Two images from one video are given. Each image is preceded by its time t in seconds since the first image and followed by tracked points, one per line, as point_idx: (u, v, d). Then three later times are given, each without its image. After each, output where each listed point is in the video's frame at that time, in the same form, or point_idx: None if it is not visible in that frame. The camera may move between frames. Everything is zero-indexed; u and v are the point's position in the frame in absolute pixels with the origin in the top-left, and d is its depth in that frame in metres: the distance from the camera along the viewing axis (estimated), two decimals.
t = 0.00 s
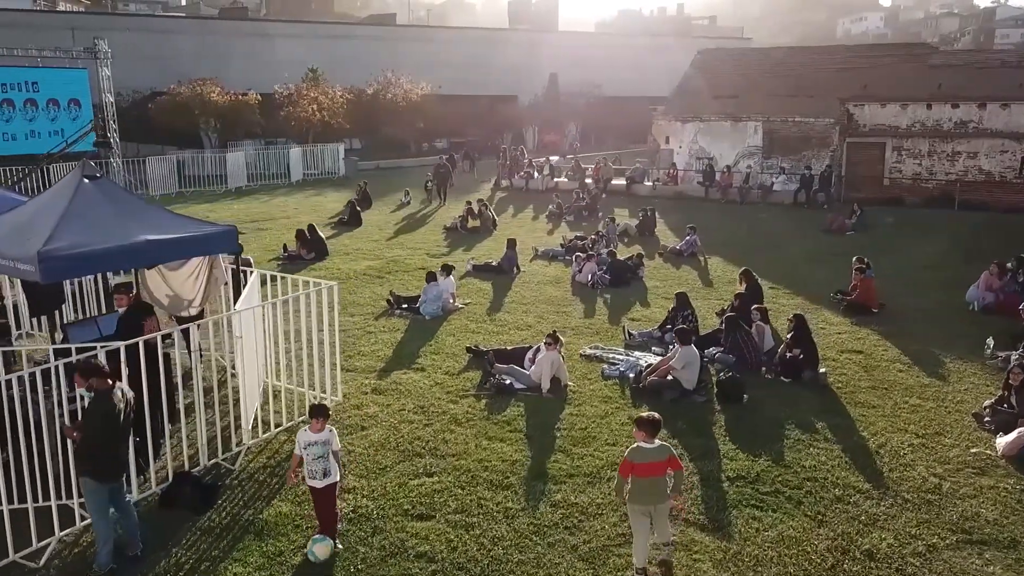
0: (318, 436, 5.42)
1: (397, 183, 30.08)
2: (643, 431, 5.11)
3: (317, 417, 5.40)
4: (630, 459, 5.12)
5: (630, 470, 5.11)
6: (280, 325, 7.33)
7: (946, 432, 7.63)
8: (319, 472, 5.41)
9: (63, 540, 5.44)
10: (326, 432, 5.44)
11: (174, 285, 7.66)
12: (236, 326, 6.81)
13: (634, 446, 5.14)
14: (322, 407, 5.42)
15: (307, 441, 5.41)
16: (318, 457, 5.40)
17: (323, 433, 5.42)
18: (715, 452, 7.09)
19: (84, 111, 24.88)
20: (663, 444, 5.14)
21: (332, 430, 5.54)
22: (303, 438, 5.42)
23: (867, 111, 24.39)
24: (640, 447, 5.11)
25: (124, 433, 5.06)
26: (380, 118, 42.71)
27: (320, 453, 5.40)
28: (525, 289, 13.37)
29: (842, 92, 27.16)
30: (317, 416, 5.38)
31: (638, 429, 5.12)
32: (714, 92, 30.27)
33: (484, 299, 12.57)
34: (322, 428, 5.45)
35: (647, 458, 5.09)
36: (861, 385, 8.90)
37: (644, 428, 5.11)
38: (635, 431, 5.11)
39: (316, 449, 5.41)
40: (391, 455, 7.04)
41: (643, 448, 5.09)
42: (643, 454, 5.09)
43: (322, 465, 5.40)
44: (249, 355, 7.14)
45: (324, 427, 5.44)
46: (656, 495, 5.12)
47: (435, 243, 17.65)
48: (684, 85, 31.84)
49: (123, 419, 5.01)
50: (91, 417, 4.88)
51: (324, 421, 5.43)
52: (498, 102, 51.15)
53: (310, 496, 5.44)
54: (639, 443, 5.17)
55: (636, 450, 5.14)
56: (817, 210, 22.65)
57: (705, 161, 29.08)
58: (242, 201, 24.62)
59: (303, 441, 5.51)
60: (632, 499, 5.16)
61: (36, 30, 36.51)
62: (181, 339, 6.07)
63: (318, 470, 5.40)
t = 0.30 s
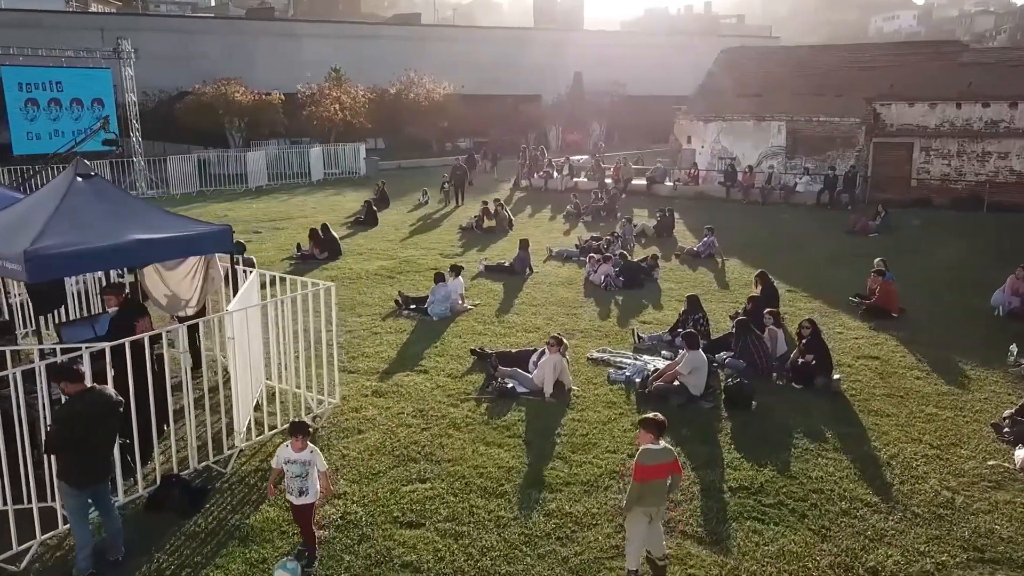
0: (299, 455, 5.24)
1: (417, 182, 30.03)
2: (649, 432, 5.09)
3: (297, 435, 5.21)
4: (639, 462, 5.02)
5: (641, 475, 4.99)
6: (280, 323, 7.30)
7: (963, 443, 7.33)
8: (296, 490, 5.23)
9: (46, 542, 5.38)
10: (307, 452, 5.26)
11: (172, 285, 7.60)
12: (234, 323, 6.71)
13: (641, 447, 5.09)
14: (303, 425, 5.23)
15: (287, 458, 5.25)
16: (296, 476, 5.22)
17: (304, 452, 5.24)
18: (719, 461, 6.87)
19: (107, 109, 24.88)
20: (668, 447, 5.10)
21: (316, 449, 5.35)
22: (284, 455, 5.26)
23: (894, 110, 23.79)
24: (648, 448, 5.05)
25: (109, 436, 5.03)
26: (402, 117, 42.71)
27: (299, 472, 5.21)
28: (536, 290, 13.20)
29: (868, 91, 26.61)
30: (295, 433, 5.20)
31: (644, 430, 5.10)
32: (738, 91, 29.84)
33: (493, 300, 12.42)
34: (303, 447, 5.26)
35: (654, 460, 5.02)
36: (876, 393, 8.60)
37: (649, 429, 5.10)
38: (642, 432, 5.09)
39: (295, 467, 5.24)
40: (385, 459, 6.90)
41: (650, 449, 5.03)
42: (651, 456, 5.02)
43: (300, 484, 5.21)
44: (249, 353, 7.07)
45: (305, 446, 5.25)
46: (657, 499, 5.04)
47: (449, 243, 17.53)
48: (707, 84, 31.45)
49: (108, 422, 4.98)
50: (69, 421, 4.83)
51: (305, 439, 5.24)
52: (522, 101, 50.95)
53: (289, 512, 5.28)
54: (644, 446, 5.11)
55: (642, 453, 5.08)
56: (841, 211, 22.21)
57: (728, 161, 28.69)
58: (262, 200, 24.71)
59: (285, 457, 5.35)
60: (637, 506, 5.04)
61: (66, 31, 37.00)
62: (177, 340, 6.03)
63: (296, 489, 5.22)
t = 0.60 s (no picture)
0: (265, 476, 5.03)
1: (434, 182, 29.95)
2: (649, 428, 5.02)
3: (260, 455, 4.97)
4: (639, 457, 4.99)
5: (643, 469, 4.99)
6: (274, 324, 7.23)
7: (976, 454, 7.06)
8: (267, 509, 5.09)
9: (24, 546, 5.32)
10: (273, 473, 5.03)
11: (167, 284, 7.56)
12: (224, 324, 6.61)
13: (639, 444, 5.02)
14: (266, 446, 4.95)
15: (254, 478, 5.07)
16: (265, 496, 5.06)
17: (268, 472, 5.01)
18: (719, 470, 6.67)
19: (127, 108, 25.28)
20: (666, 444, 5.02)
21: (284, 467, 5.10)
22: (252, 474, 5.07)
23: (918, 109, 23.31)
24: (647, 444, 4.99)
25: (87, 438, 5.01)
26: (422, 117, 42.67)
27: (268, 493, 5.04)
28: (545, 292, 13.04)
29: (892, 90, 26.08)
30: (258, 456, 4.95)
31: (643, 427, 5.04)
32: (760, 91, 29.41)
33: (501, 301, 12.28)
34: (269, 467, 5.03)
35: (652, 456, 4.98)
36: (888, 400, 8.34)
37: (650, 425, 5.02)
38: (641, 428, 5.02)
39: (264, 487, 5.06)
40: (378, 464, 6.77)
41: (650, 446, 4.97)
42: (650, 452, 4.97)
43: (269, 505, 5.06)
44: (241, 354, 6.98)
45: (270, 465, 5.00)
46: (654, 495, 5.04)
47: (461, 243, 17.43)
48: (728, 83, 31.05)
49: (87, 425, 4.99)
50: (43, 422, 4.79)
51: (269, 459, 4.98)
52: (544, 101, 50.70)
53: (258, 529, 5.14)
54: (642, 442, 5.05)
55: (640, 449, 5.03)
56: (862, 212, 21.77)
57: (748, 161, 28.31)
58: (278, 199, 24.76)
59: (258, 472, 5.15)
60: (639, 503, 5.06)
61: (92, 31, 37.44)
62: (165, 341, 6.00)
63: (266, 509, 5.08)
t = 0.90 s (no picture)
0: (210, 499, 4.73)
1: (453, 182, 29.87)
2: (635, 431, 5.00)
3: (203, 476, 4.68)
4: (623, 462, 4.95)
5: (625, 474, 4.94)
6: (270, 323, 7.17)
7: (989, 466, 6.79)
8: (216, 537, 4.77)
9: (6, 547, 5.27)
10: (218, 496, 4.72)
11: (163, 284, 7.51)
12: (217, 327, 6.52)
13: (625, 447, 5.01)
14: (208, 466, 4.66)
15: (202, 503, 4.77)
16: (213, 522, 4.74)
17: (213, 495, 4.71)
18: (720, 480, 6.47)
19: (148, 108, 25.49)
20: (653, 447, 5.02)
21: (231, 489, 4.78)
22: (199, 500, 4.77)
23: (945, 109, 22.78)
24: (630, 448, 4.98)
25: (66, 441, 4.94)
26: (443, 117, 42.62)
27: (214, 518, 4.73)
28: (556, 293, 12.87)
29: (919, 89, 25.51)
30: (201, 476, 4.67)
31: (628, 430, 5.03)
32: (783, 91, 29.00)
33: (510, 302, 12.15)
34: (214, 489, 4.72)
35: (637, 461, 4.93)
36: (901, 408, 8.07)
37: (632, 429, 5.00)
38: (627, 431, 5.01)
39: (212, 512, 4.75)
40: (371, 469, 6.65)
41: (634, 449, 4.96)
42: (636, 455, 4.95)
43: (217, 531, 4.74)
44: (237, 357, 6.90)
45: (214, 487, 4.71)
46: (643, 498, 4.94)
47: (475, 243, 17.32)
48: (751, 83, 30.63)
49: (68, 428, 4.93)
50: (20, 424, 4.75)
51: (213, 480, 4.69)
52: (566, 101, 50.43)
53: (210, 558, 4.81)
54: (627, 446, 5.03)
55: (625, 452, 5.01)
56: (885, 214, 21.31)
57: (769, 162, 27.91)
58: (296, 199, 24.80)
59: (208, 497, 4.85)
60: (621, 505, 4.96)
61: (119, 32, 37.88)
62: (155, 341, 5.94)
63: (215, 535, 4.76)
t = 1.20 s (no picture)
0: (168, 507, 4.52)
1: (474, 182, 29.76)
2: (612, 431, 4.97)
3: (164, 485, 4.48)
4: (602, 463, 4.94)
5: (602, 475, 4.93)
6: (267, 322, 7.10)
7: (1006, 479, 6.51)
8: (169, 548, 4.57)
9: None
10: (178, 505, 4.54)
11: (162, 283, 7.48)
12: (212, 326, 6.44)
13: (604, 447, 4.97)
14: (168, 475, 4.48)
15: (156, 512, 4.54)
16: (167, 532, 4.54)
17: (172, 504, 4.51)
18: (723, 489, 6.27)
19: (171, 108, 25.80)
20: (634, 447, 4.99)
21: (191, 498, 4.61)
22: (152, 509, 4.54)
23: (975, 108, 22.20)
24: (609, 448, 4.96)
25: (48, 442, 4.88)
26: (466, 117, 42.56)
27: (170, 528, 4.53)
28: (569, 294, 12.70)
29: (950, 87, 24.89)
30: (162, 485, 4.47)
31: (607, 430, 4.98)
32: (809, 90, 28.51)
33: (521, 304, 12.01)
34: (174, 497, 4.54)
35: (617, 461, 4.92)
36: (917, 416, 7.80)
37: (611, 428, 4.97)
38: (605, 432, 4.97)
39: (167, 522, 4.54)
40: (365, 472, 6.54)
41: (612, 449, 4.94)
42: (613, 455, 4.92)
43: (172, 542, 4.54)
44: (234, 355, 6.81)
45: (174, 496, 4.53)
46: (624, 498, 4.93)
47: (491, 243, 17.21)
48: (777, 81, 30.15)
49: (49, 429, 4.87)
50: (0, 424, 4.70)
51: (174, 488, 4.51)
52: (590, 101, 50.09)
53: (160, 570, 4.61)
54: (608, 446, 5.02)
55: (604, 453, 4.98)
56: (912, 216, 20.82)
57: (794, 162, 27.46)
58: (316, 198, 24.85)
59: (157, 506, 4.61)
60: (602, 504, 4.96)
61: (147, 32, 38.28)
62: (147, 339, 5.89)
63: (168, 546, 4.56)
